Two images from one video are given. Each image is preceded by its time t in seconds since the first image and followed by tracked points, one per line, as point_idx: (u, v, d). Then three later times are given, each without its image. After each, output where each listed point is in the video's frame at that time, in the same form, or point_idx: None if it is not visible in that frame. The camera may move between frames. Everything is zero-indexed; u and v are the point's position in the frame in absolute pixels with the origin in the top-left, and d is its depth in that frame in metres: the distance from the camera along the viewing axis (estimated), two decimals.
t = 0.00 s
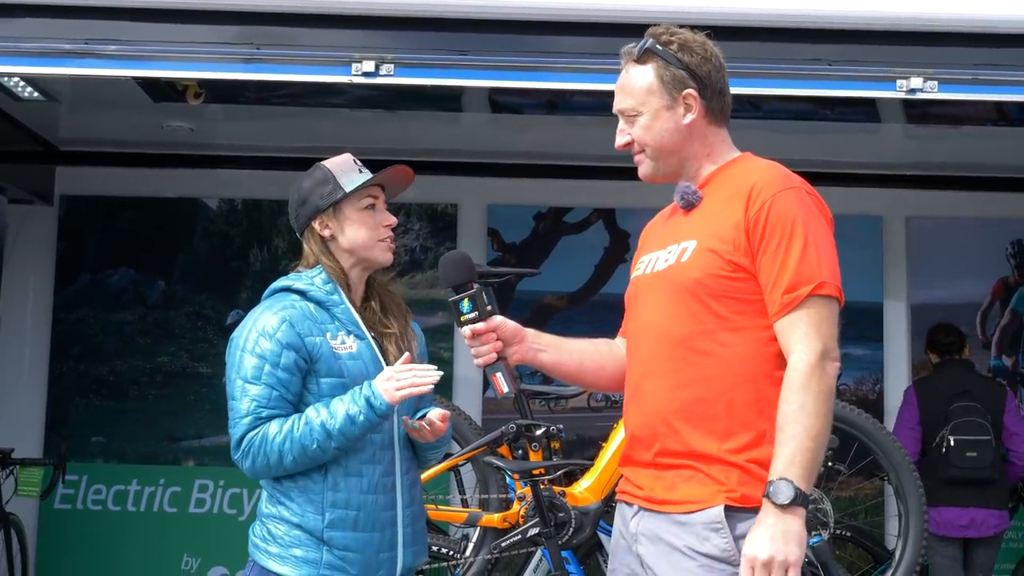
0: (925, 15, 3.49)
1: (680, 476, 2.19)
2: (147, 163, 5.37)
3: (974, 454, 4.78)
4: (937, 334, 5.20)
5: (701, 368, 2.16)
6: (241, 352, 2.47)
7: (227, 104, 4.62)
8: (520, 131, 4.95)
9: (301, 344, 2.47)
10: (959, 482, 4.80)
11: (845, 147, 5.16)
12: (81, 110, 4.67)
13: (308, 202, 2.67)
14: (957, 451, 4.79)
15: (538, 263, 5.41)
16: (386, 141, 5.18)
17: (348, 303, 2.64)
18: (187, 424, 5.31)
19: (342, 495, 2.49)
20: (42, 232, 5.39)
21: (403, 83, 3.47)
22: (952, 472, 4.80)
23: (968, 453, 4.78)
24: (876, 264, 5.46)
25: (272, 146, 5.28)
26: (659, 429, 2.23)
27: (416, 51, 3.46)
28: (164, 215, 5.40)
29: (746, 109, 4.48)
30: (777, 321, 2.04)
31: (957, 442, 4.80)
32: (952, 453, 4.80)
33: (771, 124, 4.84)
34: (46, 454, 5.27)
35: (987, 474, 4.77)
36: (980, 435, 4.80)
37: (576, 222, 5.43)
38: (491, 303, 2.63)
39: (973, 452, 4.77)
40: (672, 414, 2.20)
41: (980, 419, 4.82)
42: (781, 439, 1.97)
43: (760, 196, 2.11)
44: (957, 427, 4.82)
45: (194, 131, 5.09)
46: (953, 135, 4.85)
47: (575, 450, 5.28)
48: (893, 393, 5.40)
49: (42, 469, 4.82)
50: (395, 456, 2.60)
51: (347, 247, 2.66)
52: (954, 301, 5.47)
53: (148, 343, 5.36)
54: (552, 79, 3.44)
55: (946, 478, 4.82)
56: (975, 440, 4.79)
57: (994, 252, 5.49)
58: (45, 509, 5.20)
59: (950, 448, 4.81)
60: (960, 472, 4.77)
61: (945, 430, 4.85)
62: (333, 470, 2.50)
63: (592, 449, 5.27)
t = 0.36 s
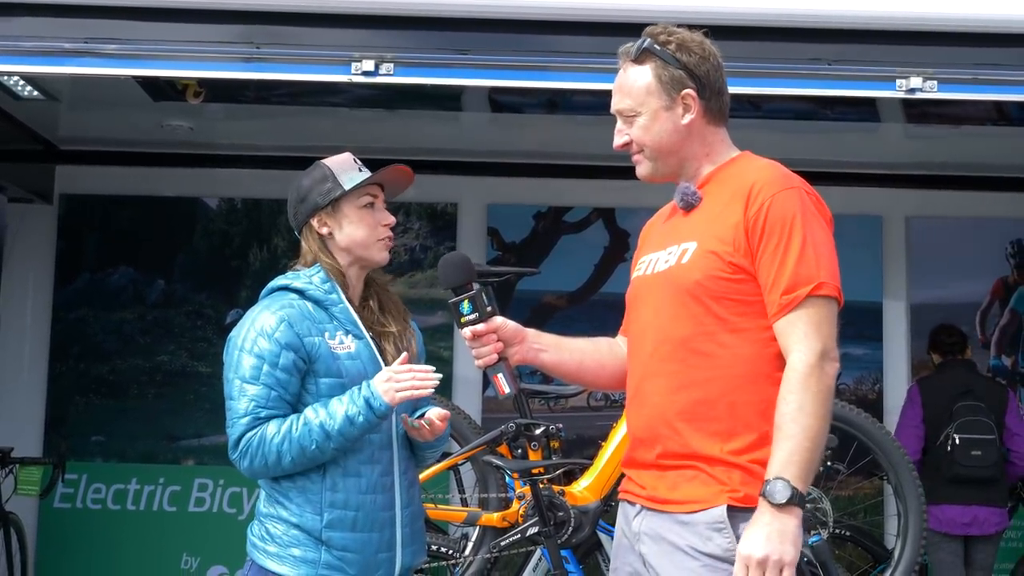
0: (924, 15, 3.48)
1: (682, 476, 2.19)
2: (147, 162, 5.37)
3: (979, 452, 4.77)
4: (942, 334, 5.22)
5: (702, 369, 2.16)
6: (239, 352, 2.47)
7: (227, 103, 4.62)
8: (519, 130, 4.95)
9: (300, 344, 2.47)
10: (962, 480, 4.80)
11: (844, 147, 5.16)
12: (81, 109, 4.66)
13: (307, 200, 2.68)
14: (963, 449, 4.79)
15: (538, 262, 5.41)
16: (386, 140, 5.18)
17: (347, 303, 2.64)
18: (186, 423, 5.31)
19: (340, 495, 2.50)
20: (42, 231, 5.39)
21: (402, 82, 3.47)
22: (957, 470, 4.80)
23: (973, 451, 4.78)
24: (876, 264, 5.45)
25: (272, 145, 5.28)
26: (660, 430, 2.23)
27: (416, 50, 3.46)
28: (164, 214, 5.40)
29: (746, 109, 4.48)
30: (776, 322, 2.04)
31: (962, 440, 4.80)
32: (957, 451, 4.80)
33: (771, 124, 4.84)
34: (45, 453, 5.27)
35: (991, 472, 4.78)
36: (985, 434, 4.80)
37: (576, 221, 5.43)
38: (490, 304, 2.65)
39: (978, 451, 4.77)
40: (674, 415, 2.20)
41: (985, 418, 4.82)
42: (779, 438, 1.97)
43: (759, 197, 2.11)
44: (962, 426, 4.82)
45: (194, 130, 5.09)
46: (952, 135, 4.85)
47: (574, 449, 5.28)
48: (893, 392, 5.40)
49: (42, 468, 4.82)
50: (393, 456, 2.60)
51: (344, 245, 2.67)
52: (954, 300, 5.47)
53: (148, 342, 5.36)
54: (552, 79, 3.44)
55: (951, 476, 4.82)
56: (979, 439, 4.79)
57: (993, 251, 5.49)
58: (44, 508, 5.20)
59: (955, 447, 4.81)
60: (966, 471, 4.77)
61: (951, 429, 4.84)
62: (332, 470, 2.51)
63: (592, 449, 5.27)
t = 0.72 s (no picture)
0: (924, 16, 3.48)
1: (687, 478, 2.19)
2: (147, 163, 5.38)
3: (979, 451, 4.78)
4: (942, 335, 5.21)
5: (704, 371, 2.16)
6: (236, 352, 2.47)
7: (227, 104, 4.62)
8: (519, 131, 4.96)
9: (296, 344, 2.47)
10: (961, 480, 4.81)
11: (844, 148, 5.16)
12: (81, 110, 4.66)
13: (303, 202, 2.69)
14: (962, 449, 4.79)
15: (538, 263, 5.41)
16: (386, 142, 5.18)
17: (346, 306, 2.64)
18: (187, 424, 5.31)
19: (338, 496, 2.49)
20: (43, 232, 5.40)
21: (403, 83, 3.48)
22: (956, 469, 4.80)
23: (972, 451, 4.78)
24: (877, 265, 5.45)
25: (271, 146, 5.29)
26: (664, 433, 2.23)
27: (416, 51, 3.46)
28: (164, 214, 5.40)
29: (746, 110, 4.49)
30: (778, 323, 2.04)
31: (961, 440, 4.80)
32: (956, 450, 4.80)
33: (770, 125, 4.84)
34: (46, 454, 5.27)
35: (990, 472, 4.78)
36: (985, 434, 4.81)
37: (576, 222, 5.43)
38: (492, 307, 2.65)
39: (977, 450, 4.78)
40: (677, 417, 2.20)
41: (984, 418, 4.82)
42: (785, 440, 1.97)
43: (758, 197, 2.11)
44: (962, 425, 4.83)
45: (194, 131, 5.09)
46: (952, 136, 4.86)
47: (574, 450, 5.28)
48: (893, 393, 5.40)
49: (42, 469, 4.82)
50: (391, 456, 2.60)
51: (338, 247, 2.67)
52: (953, 301, 5.47)
53: (148, 343, 5.36)
54: (551, 80, 3.44)
55: (950, 475, 4.82)
56: (978, 438, 4.80)
57: (993, 252, 5.49)
58: (45, 510, 5.20)
59: (954, 446, 4.81)
60: (965, 470, 4.78)
61: (950, 429, 4.85)
62: (329, 471, 2.50)
63: (592, 450, 5.27)
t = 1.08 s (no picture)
0: (923, 16, 3.48)
1: (691, 480, 2.19)
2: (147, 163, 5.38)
3: (974, 452, 4.77)
4: (940, 338, 5.16)
5: (705, 372, 2.16)
6: (237, 346, 2.47)
7: (227, 104, 4.62)
8: (519, 131, 4.96)
9: (297, 339, 2.47)
10: (955, 480, 4.82)
11: (843, 148, 5.16)
12: (81, 109, 4.67)
13: (299, 201, 2.70)
14: (958, 448, 4.77)
15: (537, 263, 5.41)
16: (386, 142, 5.19)
17: (348, 302, 2.65)
18: (186, 423, 5.32)
19: (336, 493, 2.49)
20: (43, 231, 5.40)
21: (402, 83, 3.48)
22: (952, 470, 4.80)
23: (967, 451, 4.77)
24: (876, 266, 5.45)
25: (271, 146, 5.29)
26: (667, 435, 2.23)
27: (415, 51, 3.46)
28: (164, 214, 5.40)
29: (745, 110, 4.49)
30: (778, 323, 2.04)
31: (957, 440, 4.78)
32: (952, 450, 4.79)
33: (770, 125, 4.85)
34: (45, 453, 5.27)
35: (985, 472, 4.78)
36: (982, 435, 4.79)
37: (575, 222, 5.42)
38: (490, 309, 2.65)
39: (972, 450, 4.77)
40: (679, 419, 2.20)
41: (983, 420, 4.81)
42: (785, 441, 1.97)
43: (756, 197, 2.11)
44: (958, 425, 4.80)
45: (194, 131, 5.10)
46: (951, 136, 4.86)
47: (573, 450, 5.28)
48: (892, 393, 5.40)
49: (41, 468, 4.82)
50: (390, 453, 2.60)
51: (332, 246, 2.67)
52: (952, 301, 5.47)
53: (148, 343, 5.36)
54: (550, 80, 3.45)
55: (945, 475, 4.83)
56: (974, 438, 4.78)
57: (992, 252, 5.49)
58: (44, 509, 5.20)
59: (949, 446, 4.80)
60: (960, 470, 4.78)
61: (946, 428, 4.83)
62: (328, 468, 2.50)
63: (591, 450, 5.27)
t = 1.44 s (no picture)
0: (926, 14, 3.48)
1: (689, 478, 2.19)
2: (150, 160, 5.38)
3: (973, 450, 4.77)
4: (942, 336, 5.16)
5: (705, 370, 2.16)
6: (239, 345, 2.47)
7: (229, 102, 4.62)
8: (521, 128, 4.96)
9: (299, 338, 2.47)
10: (956, 478, 4.82)
11: (846, 146, 5.16)
12: (83, 106, 4.67)
13: (300, 199, 2.70)
14: (957, 446, 4.78)
15: (539, 262, 5.42)
16: (388, 139, 5.19)
17: (349, 298, 2.65)
18: (188, 420, 5.32)
19: (338, 491, 2.49)
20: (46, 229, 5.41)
21: (405, 81, 3.47)
22: (950, 467, 4.81)
23: (966, 449, 4.77)
24: (879, 265, 5.45)
25: (274, 144, 5.29)
26: (665, 432, 2.23)
27: (418, 49, 3.46)
28: (166, 211, 5.41)
29: (748, 108, 4.49)
30: (779, 321, 2.04)
31: (956, 438, 4.79)
32: (951, 449, 4.79)
33: (772, 124, 4.85)
34: (48, 451, 5.28)
35: (985, 469, 4.78)
36: (982, 433, 4.78)
37: (578, 220, 5.43)
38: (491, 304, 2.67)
39: (971, 448, 4.77)
40: (678, 417, 2.20)
41: (982, 418, 4.80)
42: (784, 439, 1.97)
43: (758, 196, 2.10)
44: (958, 423, 4.80)
45: (197, 128, 5.10)
46: (954, 134, 4.85)
47: (576, 448, 5.28)
48: (896, 392, 5.38)
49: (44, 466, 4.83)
50: (392, 451, 2.60)
51: (335, 243, 2.66)
52: (955, 300, 5.47)
53: (150, 341, 5.36)
54: (552, 78, 3.43)
55: (945, 473, 4.83)
56: (973, 436, 4.78)
57: (995, 251, 5.49)
58: (46, 507, 5.20)
59: (949, 443, 4.81)
60: (960, 468, 4.78)
61: (946, 426, 4.83)
62: (329, 466, 2.50)
63: (593, 448, 5.27)
